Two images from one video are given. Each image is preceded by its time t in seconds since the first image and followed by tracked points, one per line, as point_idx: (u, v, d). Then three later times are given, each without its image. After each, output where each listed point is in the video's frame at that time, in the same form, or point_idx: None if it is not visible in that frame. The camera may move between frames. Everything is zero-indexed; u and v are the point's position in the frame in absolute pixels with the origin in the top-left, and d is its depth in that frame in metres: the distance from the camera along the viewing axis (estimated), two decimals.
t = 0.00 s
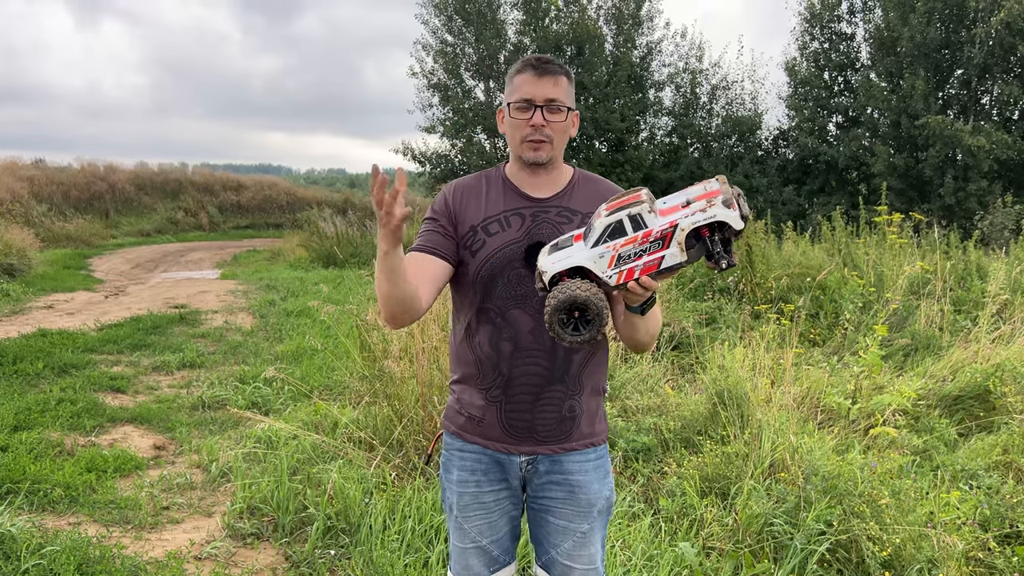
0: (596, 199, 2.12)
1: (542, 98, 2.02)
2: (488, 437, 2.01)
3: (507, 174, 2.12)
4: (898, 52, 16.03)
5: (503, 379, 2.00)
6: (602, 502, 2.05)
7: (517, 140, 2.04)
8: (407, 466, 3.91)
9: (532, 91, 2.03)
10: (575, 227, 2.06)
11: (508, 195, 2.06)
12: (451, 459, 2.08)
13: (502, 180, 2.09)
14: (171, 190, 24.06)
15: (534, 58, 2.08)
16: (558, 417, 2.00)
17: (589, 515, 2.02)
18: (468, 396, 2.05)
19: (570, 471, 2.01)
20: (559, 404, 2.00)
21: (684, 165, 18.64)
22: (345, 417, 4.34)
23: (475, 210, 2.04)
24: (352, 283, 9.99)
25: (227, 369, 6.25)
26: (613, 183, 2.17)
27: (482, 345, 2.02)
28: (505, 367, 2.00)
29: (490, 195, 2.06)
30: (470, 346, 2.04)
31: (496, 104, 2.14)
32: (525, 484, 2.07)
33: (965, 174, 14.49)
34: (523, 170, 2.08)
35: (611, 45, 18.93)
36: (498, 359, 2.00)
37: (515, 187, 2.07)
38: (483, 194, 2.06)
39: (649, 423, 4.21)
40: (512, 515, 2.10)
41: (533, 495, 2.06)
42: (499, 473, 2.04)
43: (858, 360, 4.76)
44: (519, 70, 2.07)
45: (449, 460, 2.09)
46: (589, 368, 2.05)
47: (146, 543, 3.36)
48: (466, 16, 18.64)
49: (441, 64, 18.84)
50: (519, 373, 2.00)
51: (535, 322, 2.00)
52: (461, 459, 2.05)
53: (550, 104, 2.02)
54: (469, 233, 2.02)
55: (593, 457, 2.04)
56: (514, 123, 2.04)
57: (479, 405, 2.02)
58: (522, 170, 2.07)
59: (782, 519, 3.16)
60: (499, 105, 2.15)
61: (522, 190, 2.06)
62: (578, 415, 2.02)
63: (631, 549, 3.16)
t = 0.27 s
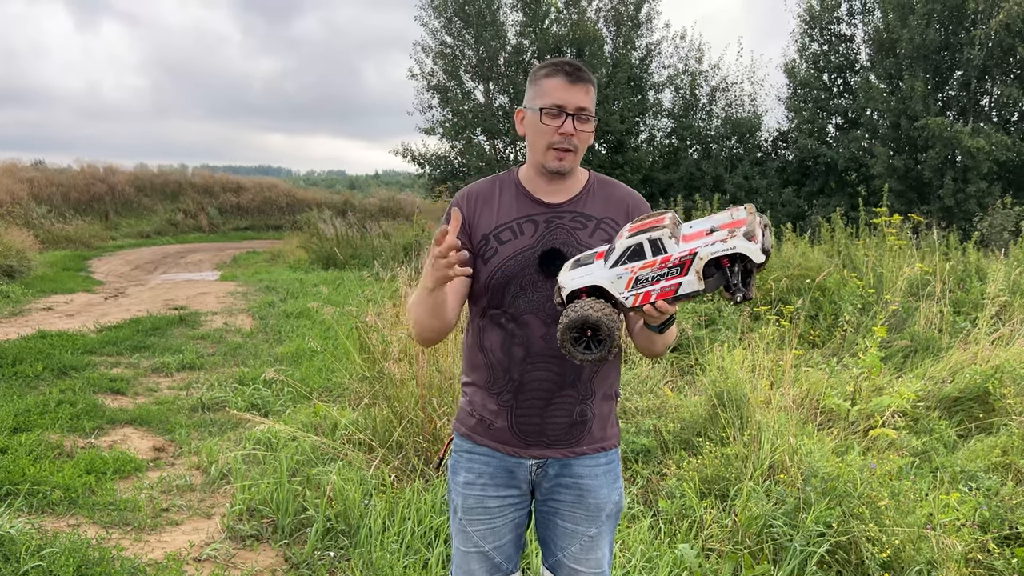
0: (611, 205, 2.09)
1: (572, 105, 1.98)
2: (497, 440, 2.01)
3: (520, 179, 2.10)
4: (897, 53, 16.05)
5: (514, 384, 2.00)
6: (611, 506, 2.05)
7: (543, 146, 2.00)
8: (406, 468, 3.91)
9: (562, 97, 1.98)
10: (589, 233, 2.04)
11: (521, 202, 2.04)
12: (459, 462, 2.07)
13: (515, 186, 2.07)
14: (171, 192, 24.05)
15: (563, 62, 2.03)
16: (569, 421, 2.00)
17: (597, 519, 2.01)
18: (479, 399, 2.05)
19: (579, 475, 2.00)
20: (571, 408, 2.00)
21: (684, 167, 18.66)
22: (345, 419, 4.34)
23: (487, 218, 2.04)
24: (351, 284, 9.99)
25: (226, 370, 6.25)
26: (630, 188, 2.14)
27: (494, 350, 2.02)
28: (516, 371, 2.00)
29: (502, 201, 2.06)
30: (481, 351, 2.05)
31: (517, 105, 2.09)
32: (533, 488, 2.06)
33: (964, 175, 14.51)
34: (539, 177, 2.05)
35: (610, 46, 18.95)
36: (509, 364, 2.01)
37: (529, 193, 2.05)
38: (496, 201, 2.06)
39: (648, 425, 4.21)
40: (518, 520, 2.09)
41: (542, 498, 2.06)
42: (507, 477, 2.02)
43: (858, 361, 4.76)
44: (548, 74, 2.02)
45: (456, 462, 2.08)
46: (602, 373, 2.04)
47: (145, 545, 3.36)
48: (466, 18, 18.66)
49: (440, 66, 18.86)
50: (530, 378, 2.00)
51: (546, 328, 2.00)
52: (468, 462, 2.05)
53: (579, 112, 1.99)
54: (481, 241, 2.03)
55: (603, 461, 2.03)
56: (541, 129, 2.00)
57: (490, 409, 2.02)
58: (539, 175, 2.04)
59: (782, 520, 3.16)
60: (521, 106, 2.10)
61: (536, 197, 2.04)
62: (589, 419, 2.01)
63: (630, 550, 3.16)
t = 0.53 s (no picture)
0: (625, 211, 2.10)
1: (599, 117, 1.98)
2: (511, 443, 1.99)
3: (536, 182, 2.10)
4: (896, 54, 16.07)
5: (528, 388, 1.99)
6: (623, 509, 2.05)
7: (569, 154, 1.97)
8: (406, 468, 3.92)
9: (590, 108, 1.97)
10: (603, 238, 2.05)
11: (536, 205, 2.05)
12: (469, 466, 2.07)
13: (531, 188, 2.08)
14: (169, 193, 24.03)
15: (588, 73, 2.03)
16: (582, 425, 1.99)
17: (608, 522, 2.03)
18: (492, 403, 2.04)
19: (592, 478, 2.00)
20: (585, 412, 1.99)
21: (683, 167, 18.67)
22: (345, 420, 4.34)
23: (501, 221, 2.04)
24: (351, 285, 9.99)
25: (225, 372, 6.25)
26: (644, 194, 2.15)
27: (507, 354, 2.01)
28: (530, 375, 1.99)
29: (517, 204, 2.06)
30: (495, 354, 2.04)
31: (538, 111, 2.05)
32: (544, 490, 2.06)
33: (963, 176, 14.53)
34: (558, 181, 2.05)
35: (609, 48, 18.97)
36: (523, 368, 2.00)
37: (545, 197, 2.05)
38: (511, 204, 2.06)
39: (648, 426, 4.22)
40: (527, 523, 2.08)
41: (553, 500, 2.07)
42: (519, 481, 2.01)
43: (857, 362, 4.77)
44: (574, 83, 2.01)
45: (467, 466, 2.08)
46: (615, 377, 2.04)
47: (145, 546, 3.36)
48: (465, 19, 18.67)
49: (439, 67, 18.87)
50: (544, 382, 1.99)
51: (560, 330, 2.00)
52: (480, 465, 2.04)
53: (605, 124, 1.99)
54: (495, 243, 2.04)
55: (616, 464, 2.03)
56: (567, 138, 1.98)
57: (505, 412, 2.01)
58: (557, 181, 2.04)
59: (781, 521, 3.15)
60: (539, 111, 2.07)
61: (552, 201, 2.05)
62: (603, 422, 2.00)
63: (630, 551, 3.16)
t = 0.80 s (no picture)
0: (629, 214, 2.10)
1: (605, 118, 1.96)
2: (510, 445, 2.00)
3: (541, 185, 2.09)
4: (894, 55, 16.09)
5: (527, 390, 2.00)
6: (622, 512, 2.04)
7: (574, 157, 1.96)
8: (404, 470, 3.92)
9: (595, 111, 1.96)
10: (605, 241, 2.05)
11: (541, 208, 2.05)
12: (469, 467, 2.08)
13: (535, 191, 2.07)
14: (168, 194, 24.02)
15: (593, 75, 2.01)
16: (582, 428, 1.99)
17: (607, 525, 2.02)
18: (492, 404, 2.05)
19: (591, 480, 2.00)
20: (584, 414, 1.99)
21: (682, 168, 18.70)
22: (344, 421, 4.34)
23: (506, 223, 2.03)
24: (349, 286, 9.99)
25: (224, 373, 6.25)
26: (649, 197, 2.13)
27: (507, 356, 2.03)
28: (529, 377, 2.00)
29: (522, 206, 2.06)
30: (495, 356, 2.05)
31: (543, 114, 2.04)
32: (544, 493, 2.07)
33: (961, 177, 14.55)
34: (563, 184, 2.05)
35: (608, 48, 18.98)
36: (522, 370, 2.01)
37: (549, 200, 2.05)
38: (515, 207, 2.06)
39: (646, 426, 4.23)
40: (526, 525, 2.08)
41: (552, 503, 2.07)
42: (518, 482, 2.01)
43: (855, 362, 4.78)
44: (578, 86, 1.99)
45: (467, 466, 2.09)
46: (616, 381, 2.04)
47: (143, 548, 3.36)
48: (464, 20, 18.69)
49: (438, 68, 18.89)
50: (543, 384, 2.00)
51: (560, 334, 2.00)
52: (480, 466, 2.05)
53: (610, 126, 1.97)
54: (499, 246, 2.03)
55: (616, 468, 2.02)
56: (573, 141, 1.96)
57: (504, 414, 2.02)
58: (563, 184, 2.04)
59: (779, 522, 3.15)
60: (544, 116, 2.05)
61: (557, 204, 2.04)
62: (603, 425, 2.00)
63: (628, 552, 3.16)
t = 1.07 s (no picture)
0: (622, 215, 2.08)
1: (597, 117, 1.97)
2: (502, 445, 2.00)
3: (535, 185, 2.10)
4: (892, 55, 16.11)
5: (520, 391, 2.01)
6: (615, 514, 2.05)
7: (567, 157, 1.97)
8: (402, 470, 3.92)
9: (587, 109, 1.97)
10: (598, 242, 2.04)
11: (535, 209, 2.05)
12: (462, 467, 2.07)
13: (529, 192, 2.08)
14: (166, 194, 23.99)
15: (583, 74, 2.02)
16: (574, 429, 2.00)
17: (600, 526, 2.02)
18: (485, 405, 2.06)
19: (584, 481, 2.01)
20: (576, 416, 2.00)
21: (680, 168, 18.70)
22: (341, 422, 4.34)
23: (501, 223, 2.04)
24: (347, 287, 9.98)
25: (221, 373, 6.25)
26: (643, 199, 2.12)
27: (499, 357, 2.03)
28: (521, 379, 2.01)
29: (516, 207, 2.06)
30: (487, 358, 2.06)
31: (533, 115, 2.03)
32: (537, 494, 2.07)
33: (959, 177, 14.57)
34: (556, 185, 2.05)
35: (606, 49, 18.98)
36: (514, 372, 2.02)
37: (543, 201, 2.05)
38: (509, 206, 2.06)
39: (644, 427, 4.23)
40: (519, 525, 2.08)
41: (545, 504, 2.07)
42: (511, 482, 2.01)
43: (852, 362, 4.78)
44: (568, 85, 2.00)
45: (459, 466, 2.08)
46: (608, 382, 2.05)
47: (140, 548, 3.36)
48: (462, 20, 18.68)
49: (436, 68, 18.88)
50: (535, 386, 2.00)
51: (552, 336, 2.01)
52: (472, 466, 2.04)
53: (602, 124, 1.98)
54: (494, 245, 2.04)
55: (609, 469, 2.03)
56: (565, 140, 1.97)
57: (497, 414, 2.02)
58: (557, 184, 2.04)
59: (777, 521, 3.16)
60: (536, 117, 2.06)
61: (550, 205, 2.05)
62: (595, 427, 2.01)
63: (625, 552, 3.16)
